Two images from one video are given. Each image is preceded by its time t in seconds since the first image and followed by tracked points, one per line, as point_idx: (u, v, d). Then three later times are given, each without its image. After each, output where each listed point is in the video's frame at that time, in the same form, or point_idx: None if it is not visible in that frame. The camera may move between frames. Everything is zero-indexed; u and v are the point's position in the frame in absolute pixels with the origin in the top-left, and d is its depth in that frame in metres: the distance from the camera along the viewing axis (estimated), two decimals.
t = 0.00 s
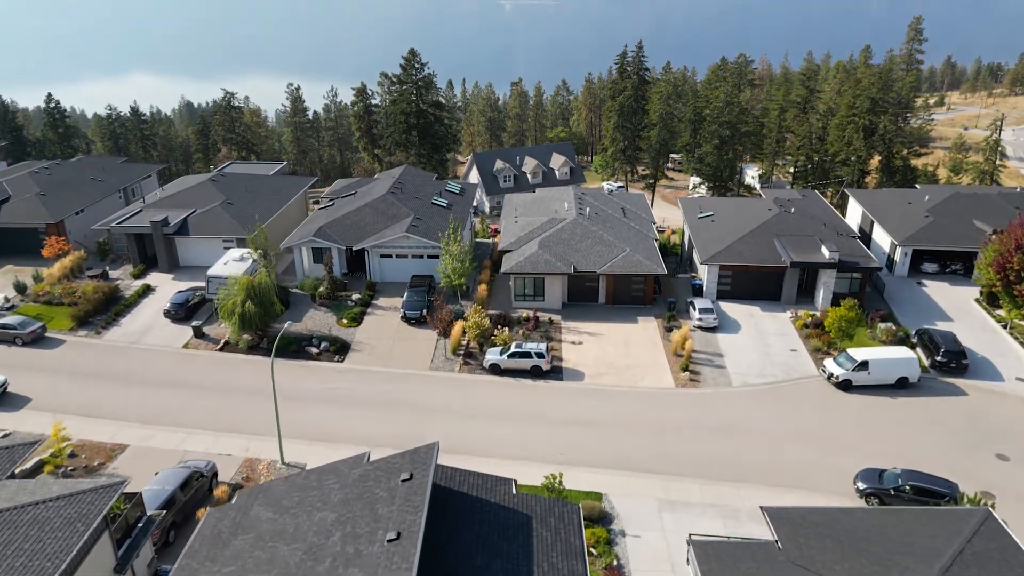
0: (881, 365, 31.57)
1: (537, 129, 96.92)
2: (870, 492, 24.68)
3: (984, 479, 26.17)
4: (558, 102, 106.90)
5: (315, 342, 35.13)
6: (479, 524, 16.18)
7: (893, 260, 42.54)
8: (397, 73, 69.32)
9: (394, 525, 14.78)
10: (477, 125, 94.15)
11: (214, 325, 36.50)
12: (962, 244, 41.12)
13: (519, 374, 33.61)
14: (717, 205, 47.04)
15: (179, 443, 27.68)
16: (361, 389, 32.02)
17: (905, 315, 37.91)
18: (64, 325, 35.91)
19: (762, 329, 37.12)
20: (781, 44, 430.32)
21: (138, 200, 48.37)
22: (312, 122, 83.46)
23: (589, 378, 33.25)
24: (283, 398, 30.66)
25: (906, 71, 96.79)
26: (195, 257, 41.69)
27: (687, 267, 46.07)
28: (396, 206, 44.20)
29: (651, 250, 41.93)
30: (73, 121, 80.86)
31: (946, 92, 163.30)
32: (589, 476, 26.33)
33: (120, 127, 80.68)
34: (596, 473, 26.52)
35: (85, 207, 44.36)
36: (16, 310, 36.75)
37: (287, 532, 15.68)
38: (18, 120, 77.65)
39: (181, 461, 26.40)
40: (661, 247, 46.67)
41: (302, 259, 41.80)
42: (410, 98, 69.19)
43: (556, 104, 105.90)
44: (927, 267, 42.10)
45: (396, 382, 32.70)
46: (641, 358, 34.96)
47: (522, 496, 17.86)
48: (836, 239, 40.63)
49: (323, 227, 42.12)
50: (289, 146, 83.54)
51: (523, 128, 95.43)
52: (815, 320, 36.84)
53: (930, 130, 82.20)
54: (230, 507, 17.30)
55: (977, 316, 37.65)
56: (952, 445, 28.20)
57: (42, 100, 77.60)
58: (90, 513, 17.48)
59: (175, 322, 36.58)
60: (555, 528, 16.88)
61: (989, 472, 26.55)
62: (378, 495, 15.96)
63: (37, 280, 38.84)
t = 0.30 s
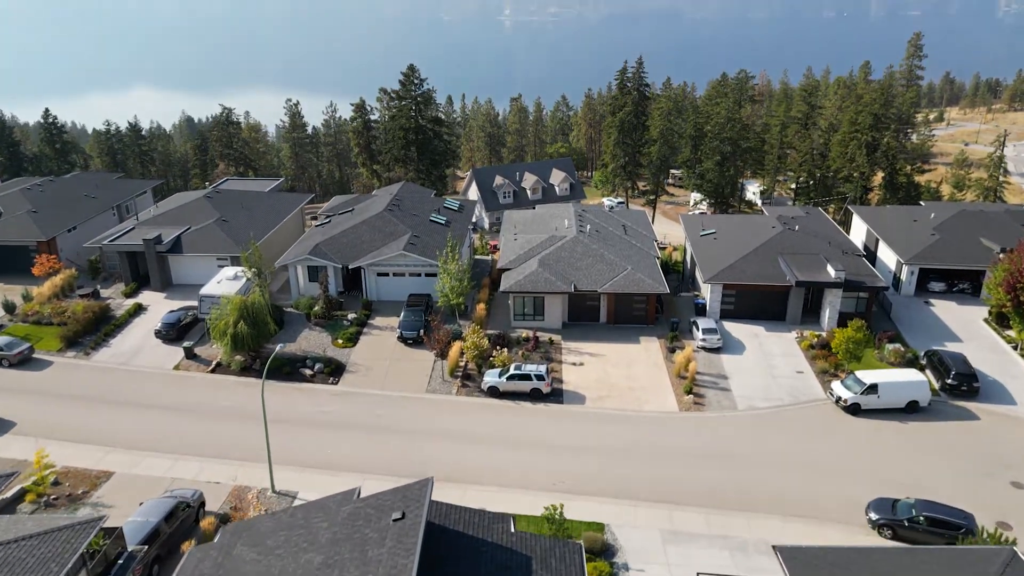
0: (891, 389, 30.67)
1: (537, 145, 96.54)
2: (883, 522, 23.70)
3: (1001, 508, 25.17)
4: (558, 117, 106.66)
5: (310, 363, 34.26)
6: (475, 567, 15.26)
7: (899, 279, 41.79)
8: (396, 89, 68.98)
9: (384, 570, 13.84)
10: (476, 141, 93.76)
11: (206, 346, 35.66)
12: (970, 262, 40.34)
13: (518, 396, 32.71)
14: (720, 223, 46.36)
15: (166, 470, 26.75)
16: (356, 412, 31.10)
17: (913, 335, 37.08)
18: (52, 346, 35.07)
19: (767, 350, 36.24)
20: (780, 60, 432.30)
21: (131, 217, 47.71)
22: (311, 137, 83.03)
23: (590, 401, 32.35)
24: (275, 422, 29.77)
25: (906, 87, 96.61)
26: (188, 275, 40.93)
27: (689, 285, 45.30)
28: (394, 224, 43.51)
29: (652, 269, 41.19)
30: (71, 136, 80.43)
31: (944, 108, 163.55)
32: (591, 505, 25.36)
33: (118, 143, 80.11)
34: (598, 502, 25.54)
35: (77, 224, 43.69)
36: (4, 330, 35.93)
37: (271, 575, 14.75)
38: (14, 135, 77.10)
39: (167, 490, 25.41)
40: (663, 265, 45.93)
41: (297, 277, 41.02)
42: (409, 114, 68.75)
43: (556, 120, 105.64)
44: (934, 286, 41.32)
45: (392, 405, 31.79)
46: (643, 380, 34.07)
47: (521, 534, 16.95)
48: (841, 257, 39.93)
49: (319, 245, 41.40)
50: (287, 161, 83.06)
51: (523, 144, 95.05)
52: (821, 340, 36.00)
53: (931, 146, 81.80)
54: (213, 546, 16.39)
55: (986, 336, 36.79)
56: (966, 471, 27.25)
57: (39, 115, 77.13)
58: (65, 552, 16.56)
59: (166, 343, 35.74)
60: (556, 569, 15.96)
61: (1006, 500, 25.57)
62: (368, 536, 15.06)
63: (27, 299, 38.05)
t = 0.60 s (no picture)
0: (903, 417, 29.63)
1: (537, 163, 96.10)
2: (900, 560, 22.54)
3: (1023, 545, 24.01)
4: (558, 135, 106.35)
5: (303, 389, 33.23)
6: None
7: (907, 301, 40.90)
8: (395, 107, 68.54)
9: None
10: (476, 159, 93.30)
11: (196, 371, 34.64)
12: (980, 284, 39.44)
13: (518, 424, 31.65)
14: (723, 243, 45.55)
15: (151, 503, 25.66)
16: (349, 440, 30.02)
17: (923, 360, 36.10)
18: (38, 371, 34.08)
19: (774, 375, 35.25)
20: (779, 78, 434.44)
21: (124, 236, 46.94)
22: (310, 155, 82.53)
23: (592, 428, 31.29)
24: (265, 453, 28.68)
25: (907, 106, 96.32)
26: (180, 297, 40.03)
27: (693, 307, 44.36)
28: (391, 244, 42.69)
29: (655, 290, 40.29)
30: (68, 154, 79.84)
31: (944, 126, 163.62)
32: (594, 541, 24.23)
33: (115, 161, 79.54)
34: (601, 538, 24.40)
35: (68, 245, 42.88)
36: None
37: None
38: (10, 153, 76.50)
39: (151, 524, 24.29)
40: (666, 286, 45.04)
41: (292, 299, 40.09)
42: (408, 132, 68.25)
43: (556, 138, 105.29)
44: (943, 308, 40.43)
45: (387, 433, 30.72)
46: (647, 406, 33.03)
47: None
48: (848, 279, 39.07)
49: (314, 267, 40.52)
50: (285, 179, 82.49)
51: (522, 162, 94.59)
52: (829, 365, 35.02)
53: (934, 165, 81.27)
54: None
55: (999, 361, 35.78)
56: (985, 504, 26.14)
57: (36, 134, 76.62)
58: None
59: (156, 367, 34.75)
60: None
61: None
62: None
63: (13, 322, 37.13)
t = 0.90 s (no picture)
0: (915, 442, 28.69)
1: (537, 178, 95.62)
2: None
3: None
4: (558, 150, 105.97)
5: (296, 413, 32.33)
6: None
7: (915, 321, 40.09)
8: (394, 123, 68.08)
9: None
10: (476, 174, 92.79)
11: (187, 393, 33.76)
12: (990, 303, 38.65)
13: (518, 448, 30.71)
14: (727, 261, 44.81)
15: (136, 533, 24.67)
16: (344, 466, 29.07)
17: (933, 382, 35.23)
18: (26, 393, 33.19)
19: (780, 398, 34.33)
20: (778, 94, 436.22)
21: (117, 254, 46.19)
22: (309, 170, 82.01)
23: (594, 453, 30.35)
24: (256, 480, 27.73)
25: (908, 121, 95.90)
26: (173, 316, 39.21)
27: (696, 326, 43.53)
28: (389, 262, 41.94)
29: (658, 310, 39.47)
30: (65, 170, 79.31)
31: (945, 142, 163.48)
32: (597, 573, 23.21)
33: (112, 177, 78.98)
34: (604, 570, 23.39)
35: (59, 263, 42.14)
36: None
37: None
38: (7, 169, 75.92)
39: (135, 556, 23.30)
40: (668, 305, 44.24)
41: (286, 319, 39.25)
42: (407, 148, 67.71)
43: (556, 153, 104.86)
44: (952, 328, 39.61)
45: (383, 458, 29.77)
46: (650, 430, 32.10)
47: None
48: (855, 298, 38.29)
49: (310, 285, 39.74)
50: (283, 195, 81.90)
51: (522, 177, 94.11)
52: (837, 387, 34.14)
53: (936, 181, 80.74)
54: None
55: (1011, 383, 34.90)
56: (1003, 534, 25.15)
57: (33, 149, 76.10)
58: None
59: (146, 389, 33.87)
60: None
61: None
62: None
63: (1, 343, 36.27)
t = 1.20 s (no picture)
0: (928, 469, 27.71)
1: (538, 194, 95.04)
2: None
3: None
4: (558, 165, 105.50)
5: (289, 437, 31.39)
6: None
7: (924, 341, 39.23)
8: (393, 139, 67.53)
9: None
10: (476, 190, 92.17)
11: (177, 416, 32.83)
12: (1001, 322, 37.81)
13: (517, 475, 29.73)
14: (731, 279, 44.02)
15: (120, 565, 23.67)
16: (337, 494, 28.09)
17: (944, 404, 34.32)
18: (11, 417, 32.26)
19: (787, 421, 33.40)
20: (777, 109, 437.29)
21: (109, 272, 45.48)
22: (307, 186, 81.41)
23: (596, 480, 29.37)
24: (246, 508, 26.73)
25: (910, 137, 95.42)
26: (164, 336, 38.35)
27: (700, 346, 42.65)
28: (386, 281, 41.15)
29: (660, 330, 38.63)
30: (62, 186, 78.65)
31: (945, 157, 163.25)
32: None
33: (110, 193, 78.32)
34: None
35: (50, 281, 41.45)
36: None
37: None
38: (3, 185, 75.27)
39: None
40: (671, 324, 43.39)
41: (281, 339, 38.40)
42: (406, 164, 67.12)
43: (556, 168, 104.36)
44: (961, 348, 38.74)
45: (378, 485, 28.79)
46: (654, 455, 31.14)
47: None
48: (862, 318, 37.46)
49: (305, 304, 38.93)
50: (282, 211, 81.22)
51: (522, 193, 93.51)
52: (845, 410, 33.23)
53: (938, 197, 80.09)
54: None
55: None
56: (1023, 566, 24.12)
57: (29, 165, 75.52)
58: None
59: (135, 412, 32.95)
60: None
61: None
62: None
63: None
